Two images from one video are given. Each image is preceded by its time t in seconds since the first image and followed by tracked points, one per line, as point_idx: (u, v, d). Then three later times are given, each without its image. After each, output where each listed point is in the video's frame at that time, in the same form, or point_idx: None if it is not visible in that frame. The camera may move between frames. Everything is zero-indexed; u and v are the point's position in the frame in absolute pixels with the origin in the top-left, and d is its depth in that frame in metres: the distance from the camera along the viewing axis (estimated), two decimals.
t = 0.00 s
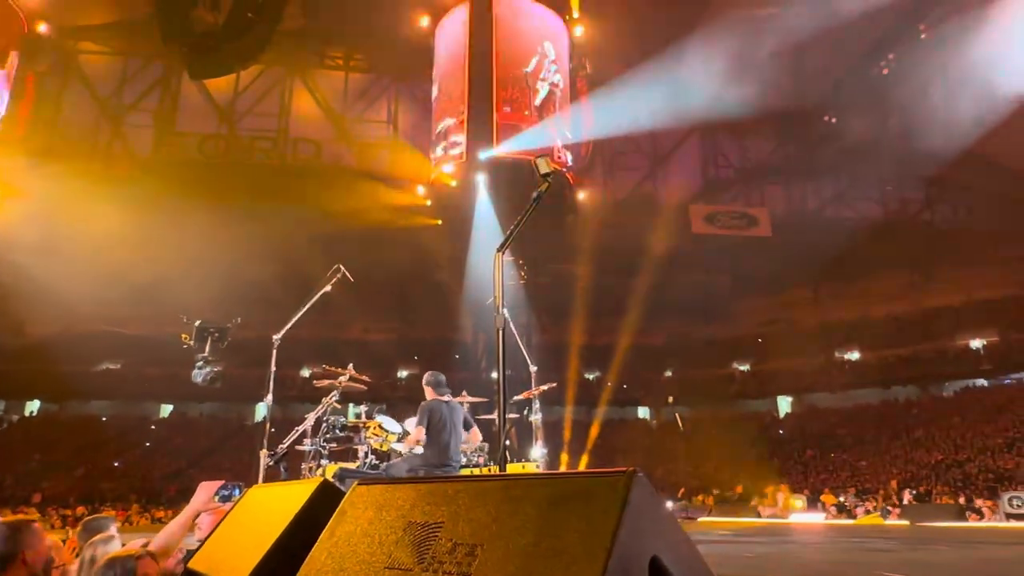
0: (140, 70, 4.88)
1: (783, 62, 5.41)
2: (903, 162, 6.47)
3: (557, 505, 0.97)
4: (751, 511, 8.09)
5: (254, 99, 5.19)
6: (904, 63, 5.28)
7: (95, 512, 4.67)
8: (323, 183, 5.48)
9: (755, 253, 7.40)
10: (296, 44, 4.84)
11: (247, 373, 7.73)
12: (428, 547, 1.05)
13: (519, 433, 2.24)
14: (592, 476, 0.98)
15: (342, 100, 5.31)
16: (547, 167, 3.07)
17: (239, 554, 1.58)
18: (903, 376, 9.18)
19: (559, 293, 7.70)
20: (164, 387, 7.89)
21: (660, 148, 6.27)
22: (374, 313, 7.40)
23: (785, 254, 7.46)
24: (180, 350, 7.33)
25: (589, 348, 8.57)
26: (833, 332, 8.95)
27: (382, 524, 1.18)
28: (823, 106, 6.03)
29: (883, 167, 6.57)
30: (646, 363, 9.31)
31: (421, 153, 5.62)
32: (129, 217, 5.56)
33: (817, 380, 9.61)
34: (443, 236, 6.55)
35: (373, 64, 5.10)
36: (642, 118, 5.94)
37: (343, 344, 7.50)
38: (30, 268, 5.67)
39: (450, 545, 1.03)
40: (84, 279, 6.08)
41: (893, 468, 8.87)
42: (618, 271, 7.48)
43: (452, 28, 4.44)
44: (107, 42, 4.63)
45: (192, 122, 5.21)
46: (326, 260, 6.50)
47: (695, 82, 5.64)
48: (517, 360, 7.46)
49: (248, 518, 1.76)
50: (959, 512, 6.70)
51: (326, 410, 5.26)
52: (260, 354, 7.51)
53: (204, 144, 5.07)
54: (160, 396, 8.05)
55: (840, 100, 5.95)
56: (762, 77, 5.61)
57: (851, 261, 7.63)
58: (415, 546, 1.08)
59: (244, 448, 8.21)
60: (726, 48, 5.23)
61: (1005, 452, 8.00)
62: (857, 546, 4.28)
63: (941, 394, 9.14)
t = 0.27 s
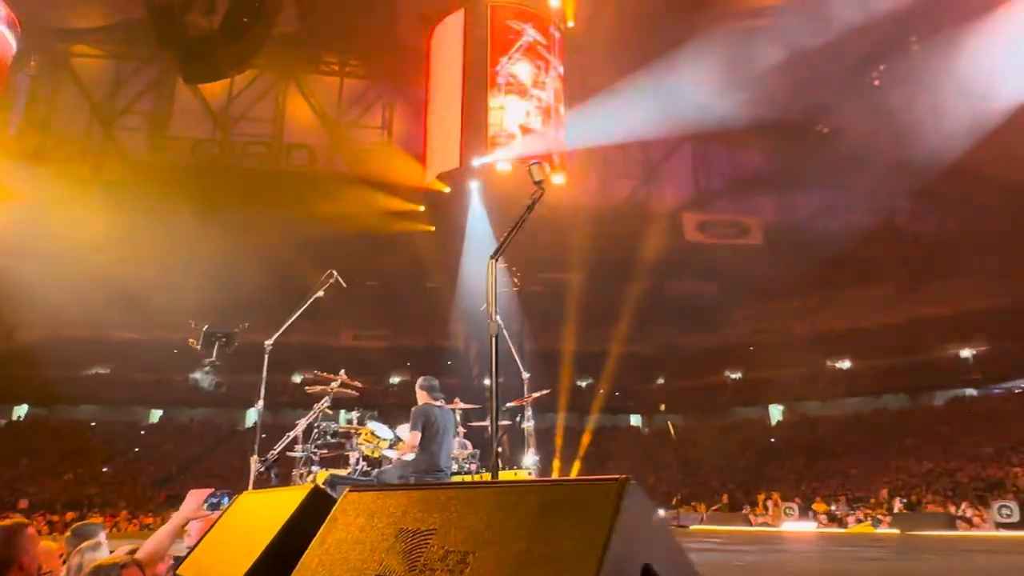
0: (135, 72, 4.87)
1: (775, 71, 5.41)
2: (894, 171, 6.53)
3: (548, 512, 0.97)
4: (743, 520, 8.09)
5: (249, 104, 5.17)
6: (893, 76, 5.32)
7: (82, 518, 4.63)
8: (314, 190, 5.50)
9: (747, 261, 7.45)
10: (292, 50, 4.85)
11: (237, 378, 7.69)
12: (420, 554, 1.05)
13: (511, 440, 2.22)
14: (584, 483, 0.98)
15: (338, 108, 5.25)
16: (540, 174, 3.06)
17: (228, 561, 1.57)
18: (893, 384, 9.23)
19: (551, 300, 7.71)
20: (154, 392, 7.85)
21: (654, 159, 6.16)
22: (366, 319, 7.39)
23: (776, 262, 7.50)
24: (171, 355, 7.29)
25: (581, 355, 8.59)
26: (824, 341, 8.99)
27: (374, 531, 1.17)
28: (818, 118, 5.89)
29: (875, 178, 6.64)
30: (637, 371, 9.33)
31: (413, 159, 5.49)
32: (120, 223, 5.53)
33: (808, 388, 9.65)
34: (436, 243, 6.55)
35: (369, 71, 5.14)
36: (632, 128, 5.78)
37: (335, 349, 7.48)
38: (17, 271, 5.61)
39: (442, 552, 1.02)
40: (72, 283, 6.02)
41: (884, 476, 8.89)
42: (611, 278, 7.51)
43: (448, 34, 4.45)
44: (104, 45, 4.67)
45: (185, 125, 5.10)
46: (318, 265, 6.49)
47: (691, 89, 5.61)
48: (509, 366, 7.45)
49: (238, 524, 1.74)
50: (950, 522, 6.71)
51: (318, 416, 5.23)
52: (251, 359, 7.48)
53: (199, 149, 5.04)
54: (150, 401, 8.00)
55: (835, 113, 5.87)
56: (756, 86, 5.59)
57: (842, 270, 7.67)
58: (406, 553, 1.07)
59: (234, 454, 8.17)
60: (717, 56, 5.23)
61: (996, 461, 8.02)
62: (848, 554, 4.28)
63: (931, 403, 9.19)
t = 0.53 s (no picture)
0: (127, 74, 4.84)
1: (766, 80, 5.51)
2: (885, 177, 6.58)
3: (540, 513, 0.97)
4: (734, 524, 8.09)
5: (241, 106, 5.11)
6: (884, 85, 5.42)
7: (70, 522, 4.59)
8: (305, 189, 5.41)
9: (739, 266, 7.48)
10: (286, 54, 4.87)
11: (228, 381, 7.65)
12: (411, 555, 1.05)
13: (503, 443, 2.21)
14: (575, 485, 0.98)
15: (332, 110, 5.21)
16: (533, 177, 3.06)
17: (216, 564, 1.55)
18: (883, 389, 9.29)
19: (544, 304, 7.71)
20: (145, 395, 7.83)
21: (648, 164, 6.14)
22: (358, 322, 7.38)
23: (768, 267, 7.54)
24: (161, 357, 7.25)
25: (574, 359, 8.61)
26: (815, 346, 9.03)
27: (365, 532, 1.17)
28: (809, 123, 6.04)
29: (867, 183, 6.70)
30: (629, 375, 9.35)
31: (406, 161, 5.52)
32: (111, 223, 5.49)
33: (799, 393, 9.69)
34: (429, 246, 6.55)
35: (363, 75, 5.12)
36: (628, 131, 5.87)
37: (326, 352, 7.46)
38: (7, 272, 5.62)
39: (434, 554, 1.02)
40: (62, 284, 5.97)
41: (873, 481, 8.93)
42: (604, 282, 7.52)
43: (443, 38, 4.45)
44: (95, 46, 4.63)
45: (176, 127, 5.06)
46: (311, 268, 6.47)
47: (683, 95, 5.69)
48: (501, 369, 7.45)
49: (227, 527, 1.73)
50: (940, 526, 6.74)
51: (310, 419, 5.21)
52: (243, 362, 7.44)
53: (189, 151, 4.99)
54: (141, 404, 7.98)
55: (826, 119, 6.00)
56: (750, 93, 5.66)
57: (832, 276, 7.74)
58: (397, 554, 1.07)
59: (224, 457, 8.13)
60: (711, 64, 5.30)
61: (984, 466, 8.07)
62: (838, 557, 4.29)
63: (921, 408, 9.24)
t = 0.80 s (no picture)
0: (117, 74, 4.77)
1: (758, 87, 5.49)
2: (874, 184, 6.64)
3: (530, 516, 0.97)
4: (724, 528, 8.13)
5: (232, 108, 5.07)
6: (876, 91, 5.38)
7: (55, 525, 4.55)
8: (293, 189, 5.60)
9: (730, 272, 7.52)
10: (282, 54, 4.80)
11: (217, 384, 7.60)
12: (401, 558, 1.04)
13: (494, 448, 2.21)
14: (565, 488, 0.99)
15: (323, 115, 5.16)
16: (525, 182, 3.06)
17: (204, 567, 1.54)
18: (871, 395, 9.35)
19: (535, 308, 7.71)
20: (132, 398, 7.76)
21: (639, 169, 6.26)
22: (349, 324, 7.35)
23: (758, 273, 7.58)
24: (150, 360, 7.19)
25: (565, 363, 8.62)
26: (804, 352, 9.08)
27: (355, 534, 1.16)
28: (800, 131, 6.00)
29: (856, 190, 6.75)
30: (620, 380, 9.37)
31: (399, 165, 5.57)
32: (101, 219, 5.47)
33: (789, 398, 9.73)
34: (421, 249, 6.55)
35: (357, 79, 5.04)
36: (619, 138, 5.87)
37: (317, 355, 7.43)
38: None
39: (424, 556, 1.02)
40: (49, 285, 5.91)
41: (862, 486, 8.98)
42: (595, 287, 7.54)
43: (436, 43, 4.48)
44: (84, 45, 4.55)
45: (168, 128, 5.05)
46: (301, 270, 6.44)
47: (675, 103, 5.64)
48: (492, 373, 7.45)
49: (216, 530, 1.72)
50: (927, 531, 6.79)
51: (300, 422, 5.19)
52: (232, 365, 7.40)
53: (180, 152, 5.00)
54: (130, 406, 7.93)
55: (816, 126, 5.97)
56: (741, 99, 5.63)
57: (822, 282, 7.79)
58: (388, 557, 1.07)
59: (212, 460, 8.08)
60: (702, 69, 5.27)
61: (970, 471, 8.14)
62: (826, 561, 4.32)
63: (909, 413, 9.30)
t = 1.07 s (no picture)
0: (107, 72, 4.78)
1: (747, 92, 5.59)
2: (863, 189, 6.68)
3: (518, 518, 0.97)
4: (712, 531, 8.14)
5: (224, 106, 5.12)
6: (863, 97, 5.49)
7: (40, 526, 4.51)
8: (282, 194, 5.36)
9: (720, 275, 7.55)
10: (274, 52, 4.85)
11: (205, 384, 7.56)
12: (389, 558, 1.04)
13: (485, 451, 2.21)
14: (553, 489, 0.99)
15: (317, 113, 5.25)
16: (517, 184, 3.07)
17: (189, 569, 1.53)
18: (859, 398, 9.42)
19: (526, 310, 7.72)
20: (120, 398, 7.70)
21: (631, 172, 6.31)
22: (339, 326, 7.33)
23: (748, 277, 7.62)
24: (137, 360, 7.14)
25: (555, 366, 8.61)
26: (793, 355, 9.13)
27: (343, 535, 1.16)
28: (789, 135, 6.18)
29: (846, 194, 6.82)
30: (610, 382, 9.39)
31: (391, 166, 5.50)
32: (88, 218, 5.40)
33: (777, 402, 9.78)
34: (412, 251, 6.54)
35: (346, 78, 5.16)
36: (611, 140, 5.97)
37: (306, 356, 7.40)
38: None
39: (411, 557, 1.02)
40: (37, 283, 5.86)
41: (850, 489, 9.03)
42: (586, 290, 7.55)
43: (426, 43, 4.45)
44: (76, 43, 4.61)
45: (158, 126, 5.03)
46: (291, 271, 6.41)
47: (664, 104, 5.76)
48: (483, 375, 7.44)
49: (203, 532, 1.70)
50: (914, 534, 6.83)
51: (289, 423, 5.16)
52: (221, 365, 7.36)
53: (169, 150, 4.97)
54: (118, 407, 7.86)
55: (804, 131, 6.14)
56: (732, 104, 5.75)
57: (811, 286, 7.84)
58: (376, 556, 1.06)
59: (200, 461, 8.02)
60: (693, 75, 5.38)
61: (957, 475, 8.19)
62: (814, 564, 4.34)
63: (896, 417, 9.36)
